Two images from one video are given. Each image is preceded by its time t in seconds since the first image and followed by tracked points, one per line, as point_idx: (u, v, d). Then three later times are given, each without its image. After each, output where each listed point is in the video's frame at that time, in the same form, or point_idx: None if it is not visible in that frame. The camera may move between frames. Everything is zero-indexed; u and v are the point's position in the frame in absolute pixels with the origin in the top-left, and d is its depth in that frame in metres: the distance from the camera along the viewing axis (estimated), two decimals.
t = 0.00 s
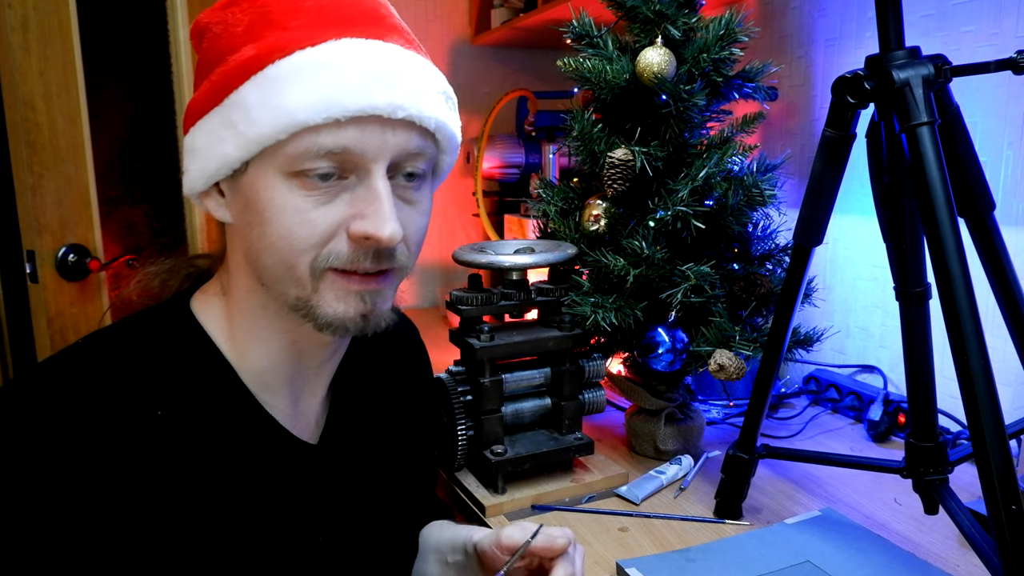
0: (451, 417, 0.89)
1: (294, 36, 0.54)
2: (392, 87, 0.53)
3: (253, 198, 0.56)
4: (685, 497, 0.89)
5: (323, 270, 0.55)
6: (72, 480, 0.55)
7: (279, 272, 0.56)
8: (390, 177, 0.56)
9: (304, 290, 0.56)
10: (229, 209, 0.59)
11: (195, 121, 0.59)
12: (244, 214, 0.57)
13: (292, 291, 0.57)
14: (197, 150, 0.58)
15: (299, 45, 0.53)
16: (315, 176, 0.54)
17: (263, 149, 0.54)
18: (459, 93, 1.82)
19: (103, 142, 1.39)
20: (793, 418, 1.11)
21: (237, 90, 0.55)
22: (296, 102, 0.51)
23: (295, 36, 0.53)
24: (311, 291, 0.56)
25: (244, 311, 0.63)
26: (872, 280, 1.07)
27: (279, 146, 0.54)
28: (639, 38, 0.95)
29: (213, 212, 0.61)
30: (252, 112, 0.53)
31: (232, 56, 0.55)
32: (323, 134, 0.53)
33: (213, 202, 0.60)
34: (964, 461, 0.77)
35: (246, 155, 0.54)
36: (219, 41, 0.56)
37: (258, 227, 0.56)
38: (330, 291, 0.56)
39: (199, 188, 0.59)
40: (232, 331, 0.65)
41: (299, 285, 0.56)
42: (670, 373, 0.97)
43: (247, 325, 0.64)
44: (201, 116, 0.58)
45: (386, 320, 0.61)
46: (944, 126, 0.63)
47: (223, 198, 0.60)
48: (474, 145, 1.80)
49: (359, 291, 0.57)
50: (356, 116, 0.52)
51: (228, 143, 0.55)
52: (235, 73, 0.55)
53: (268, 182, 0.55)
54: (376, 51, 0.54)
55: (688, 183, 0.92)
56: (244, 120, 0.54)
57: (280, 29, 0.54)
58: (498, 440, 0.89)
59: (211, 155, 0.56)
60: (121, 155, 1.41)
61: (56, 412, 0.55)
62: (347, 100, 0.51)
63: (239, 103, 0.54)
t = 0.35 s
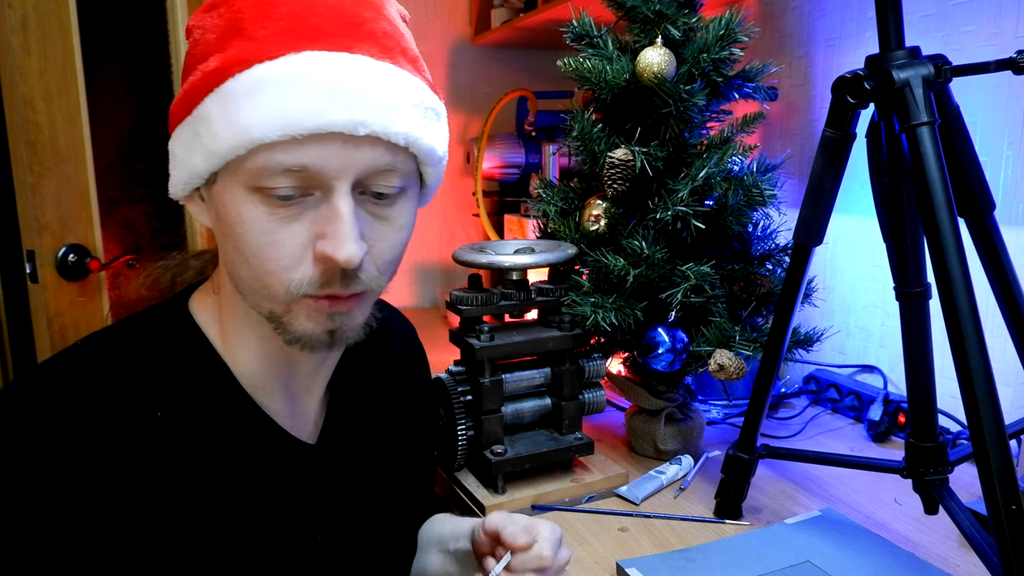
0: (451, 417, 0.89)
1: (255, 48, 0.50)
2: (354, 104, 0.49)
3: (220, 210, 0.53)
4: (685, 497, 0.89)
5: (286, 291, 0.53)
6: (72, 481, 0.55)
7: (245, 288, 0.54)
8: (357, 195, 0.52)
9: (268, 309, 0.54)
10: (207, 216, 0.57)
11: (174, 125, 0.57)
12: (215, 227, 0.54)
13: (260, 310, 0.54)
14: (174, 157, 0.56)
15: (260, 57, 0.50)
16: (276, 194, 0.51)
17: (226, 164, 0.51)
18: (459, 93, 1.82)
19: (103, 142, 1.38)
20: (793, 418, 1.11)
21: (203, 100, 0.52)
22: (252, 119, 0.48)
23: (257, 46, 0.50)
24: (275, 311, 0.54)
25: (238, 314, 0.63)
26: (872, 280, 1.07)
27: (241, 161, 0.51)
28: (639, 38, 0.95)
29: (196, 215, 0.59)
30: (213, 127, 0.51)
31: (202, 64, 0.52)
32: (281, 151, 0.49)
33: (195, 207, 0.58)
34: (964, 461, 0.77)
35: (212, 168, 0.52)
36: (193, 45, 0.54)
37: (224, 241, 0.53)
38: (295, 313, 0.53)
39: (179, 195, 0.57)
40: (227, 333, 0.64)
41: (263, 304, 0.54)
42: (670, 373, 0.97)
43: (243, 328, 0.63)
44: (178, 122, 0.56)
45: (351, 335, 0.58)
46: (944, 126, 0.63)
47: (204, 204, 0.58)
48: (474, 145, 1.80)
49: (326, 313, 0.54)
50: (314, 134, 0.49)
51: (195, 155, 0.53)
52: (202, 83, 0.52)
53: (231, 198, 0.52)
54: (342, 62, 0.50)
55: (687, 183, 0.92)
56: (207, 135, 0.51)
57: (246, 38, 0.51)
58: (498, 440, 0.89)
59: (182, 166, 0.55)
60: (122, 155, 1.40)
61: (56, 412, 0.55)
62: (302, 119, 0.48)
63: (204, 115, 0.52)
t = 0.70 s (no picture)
0: (451, 417, 0.88)
1: (231, 48, 0.50)
2: (327, 102, 0.49)
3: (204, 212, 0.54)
4: (685, 497, 0.89)
5: (267, 292, 0.53)
6: (69, 485, 0.54)
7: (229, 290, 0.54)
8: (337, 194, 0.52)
9: (250, 311, 0.54)
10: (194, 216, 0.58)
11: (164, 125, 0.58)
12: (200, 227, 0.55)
13: (243, 310, 0.54)
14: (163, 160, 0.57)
15: (236, 57, 0.50)
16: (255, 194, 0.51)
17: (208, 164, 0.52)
18: (459, 93, 1.83)
19: (103, 142, 1.39)
20: (793, 418, 1.11)
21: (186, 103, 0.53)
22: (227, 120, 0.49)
23: (234, 46, 0.50)
24: (257, 313, 0.54)
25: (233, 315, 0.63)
26: (872, 280, 1.07)
27: (221, 160, 0.51)
28: (639, 38, 0.95)
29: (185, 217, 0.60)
30: (192, 126, 0.51)
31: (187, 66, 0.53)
32: (261, 151, 0.50)
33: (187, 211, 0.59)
34: (964, 461, 0.77)
35: (195, 168, 0.52)
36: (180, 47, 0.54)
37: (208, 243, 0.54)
38: (277, 314, 0.54)
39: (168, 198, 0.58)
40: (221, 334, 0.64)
41: (247, 306, 0.54)
42: (670, 373, 0.97)
43: (238, 328, 0.63)
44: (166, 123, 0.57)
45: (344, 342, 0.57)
46: (944, 126, 0.63)
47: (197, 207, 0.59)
48: (474, 145, 1.80)
49: (307, 314, 0.54)
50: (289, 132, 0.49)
51: (177, 155, 0.54)
52: (184, 83, 0.53)
53: (213, 197, 0.52)
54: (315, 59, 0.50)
55: (687, 183, 0.92)
56: (188, 137, 0.52)
57: (224, 39, 0.51)
58: (498, 440, 0.90)
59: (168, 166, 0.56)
60: (122, 155, 1.41)
61: (55, 412, 0.55)
62: (274, 117, 0.48)
63: (185, 114, 0.53)
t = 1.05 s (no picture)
0: (451, 417, 0.89)
1: (261, 40, 0.56)
2: (359, 90, 0.54)
3: (228, 198, 0.58)
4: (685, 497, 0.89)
5: (294, 275, 0.58)
6: (72, 468, 0.56)
7: (251, 273, 0.58)
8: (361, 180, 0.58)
9: (274, 292, 0.58)
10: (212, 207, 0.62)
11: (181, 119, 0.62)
12: (222, 214, 0.59)
13: (266, 293, 0.59)
14: (182, 150, 0.61)
15: (266, 47, 0.56)
16: (284, 180, 0.56)
17: (238, 150, 0.57)
18: (459, 93, 1.82)
19: (103, 142, 1.40)
20: (793, 418, 1.11)
21: (215, 91, 0.57)
22: (264, 103, 0.54)
23: (262, 39, 0.56)
24: (282, 294, 0.58)
25: (236, 308, 0.66)
26: (872, 280, 1.07)
27: (252, 148, 0.56)
28: (639, 38, 0.95)
29: (198, 210, 0.64)
30: (222, 114, 0.56)
31: (212, 57, 0.58)
32: (294, 136, 0.55)
33: (200, 201, 0.63)
34: (964, 461, 0.77)
35: (223, 155, 0.57)
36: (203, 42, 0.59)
37: (232, 228, 0.58)
38: (302, 296, 0.58)
39: (185, 188, 0.62)
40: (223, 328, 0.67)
41: (270, 288, 0.58)
42: (670, 373, 0.97)
43: (241, 321, 0.66)
44: (185, 114, 0.61)
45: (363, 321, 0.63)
46: (944, 126, 0.63)
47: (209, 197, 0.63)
48: (474, 145, 1.80)
49: (330, 296, 0.59)
50: (322, 118, 0.54)
51: (203, 142, 0.58)
52: (212, 74, 0.57)
53: (242, 184, 0.57)
54: (347, 52, 0.56)
55: (687, 183, 0.93)
56: (219, 122, 0.56)
57: (253, 30, 0.56)
58: (498, 440, 0.89)
59: (189, 153, 0.60)
60: (122, 155, 1.42)
61: (55, 406, 0.57)
62: (309, 104, 0.53)
63: (213, 104, 0.57)
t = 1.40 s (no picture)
0: (451, 417, 0.89)
1: (283, 42, 0.56)
2: (381, 93, 0.55)
3: (245, 200, 0.58)
4: (684, 497, 0.89)
5: (316, 273, 0.58)
6: (70, 472, 0.56)
7: (270, 274, 0.58)
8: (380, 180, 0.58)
9: (294, 291, 0.59)
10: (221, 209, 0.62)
11: (189, 123, 0.61)
12: (236, 216, 0.60)
13: (284, 293, 0.59)
14: (192, 151, 0.61)
15: (289, 50, 0.56)
16: (305, 181, 0.57)
17: (255, 153, 0.57)
18: (459, 93, 1.82)
19: (103, 142, 1.40)
20: (793, 418, 1.11)
21: (230, 93, 0.58)
22: (287, 106, 0.54)
23: (284, 41, 0.56)
24: (302, 293, 0.58)
25: (240, 309, 0.65)
26: (872, 280, 1.07)
27: (271, 150, 0.56)
28: (639, 38, 0.95)
29: (207, 213, 0.64)
30: (243, 116, 0.56)
31: (227, 59, 0.58)
32: (316, 138, 0.55)
33: (208, 203, 0.63)
34: (964, 461, 0.77)
35: (237, 158, 0.57)
36: (215, 44, 0.59)
37: (249, 229, 0.58)
38: (322, 295, 0.59)
39: (195, 189, 0.62)
40: (229, 329, 0.66)
41: (290, 288, 0.59)
42: (670, 373, 0.97)
43: (246, 321, 0.65)
44: (195, 116, 0.61)
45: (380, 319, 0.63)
46: (944, 127, 0.63)
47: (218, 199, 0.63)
48: (474, 145, 1.80)
49: (350, 294, 0.60)
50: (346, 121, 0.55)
51: (220, 145, 0.58)
52: (230, 78, 0.57)
53: (260, 186, 0.57)
54: (368, 57, 0.57)
55: (687, 183, 0.93)
56: (236, 124, 0.56)
57: (272, 32, 0.57)
58: (498, 440, 0.89)
59: (203, 156, 0.59)
60: (122, 155, 1.42)
61: (55, 406, 0.57)
62: (336, 106, 0.54)
63: (230, 106, 0.57)
